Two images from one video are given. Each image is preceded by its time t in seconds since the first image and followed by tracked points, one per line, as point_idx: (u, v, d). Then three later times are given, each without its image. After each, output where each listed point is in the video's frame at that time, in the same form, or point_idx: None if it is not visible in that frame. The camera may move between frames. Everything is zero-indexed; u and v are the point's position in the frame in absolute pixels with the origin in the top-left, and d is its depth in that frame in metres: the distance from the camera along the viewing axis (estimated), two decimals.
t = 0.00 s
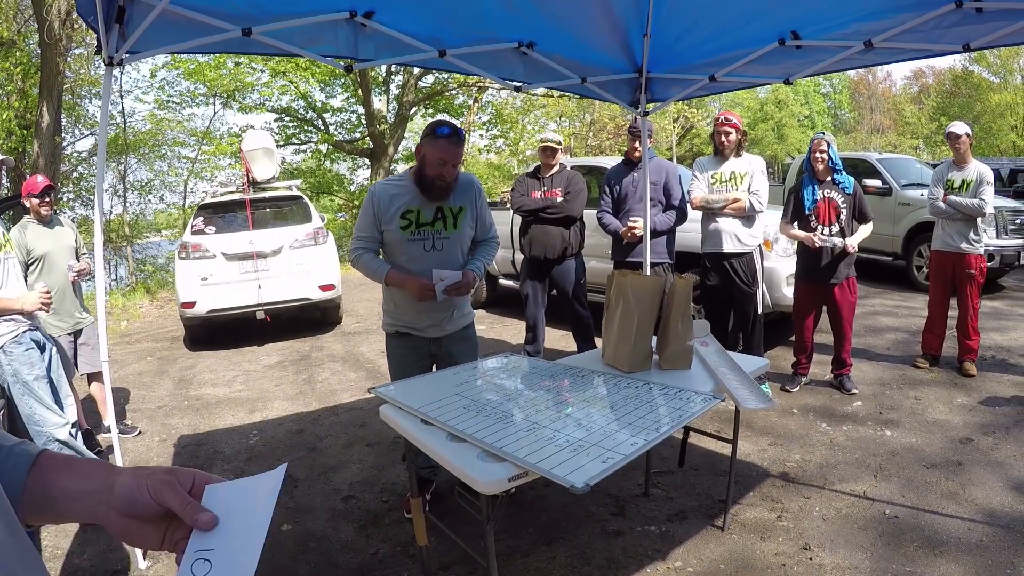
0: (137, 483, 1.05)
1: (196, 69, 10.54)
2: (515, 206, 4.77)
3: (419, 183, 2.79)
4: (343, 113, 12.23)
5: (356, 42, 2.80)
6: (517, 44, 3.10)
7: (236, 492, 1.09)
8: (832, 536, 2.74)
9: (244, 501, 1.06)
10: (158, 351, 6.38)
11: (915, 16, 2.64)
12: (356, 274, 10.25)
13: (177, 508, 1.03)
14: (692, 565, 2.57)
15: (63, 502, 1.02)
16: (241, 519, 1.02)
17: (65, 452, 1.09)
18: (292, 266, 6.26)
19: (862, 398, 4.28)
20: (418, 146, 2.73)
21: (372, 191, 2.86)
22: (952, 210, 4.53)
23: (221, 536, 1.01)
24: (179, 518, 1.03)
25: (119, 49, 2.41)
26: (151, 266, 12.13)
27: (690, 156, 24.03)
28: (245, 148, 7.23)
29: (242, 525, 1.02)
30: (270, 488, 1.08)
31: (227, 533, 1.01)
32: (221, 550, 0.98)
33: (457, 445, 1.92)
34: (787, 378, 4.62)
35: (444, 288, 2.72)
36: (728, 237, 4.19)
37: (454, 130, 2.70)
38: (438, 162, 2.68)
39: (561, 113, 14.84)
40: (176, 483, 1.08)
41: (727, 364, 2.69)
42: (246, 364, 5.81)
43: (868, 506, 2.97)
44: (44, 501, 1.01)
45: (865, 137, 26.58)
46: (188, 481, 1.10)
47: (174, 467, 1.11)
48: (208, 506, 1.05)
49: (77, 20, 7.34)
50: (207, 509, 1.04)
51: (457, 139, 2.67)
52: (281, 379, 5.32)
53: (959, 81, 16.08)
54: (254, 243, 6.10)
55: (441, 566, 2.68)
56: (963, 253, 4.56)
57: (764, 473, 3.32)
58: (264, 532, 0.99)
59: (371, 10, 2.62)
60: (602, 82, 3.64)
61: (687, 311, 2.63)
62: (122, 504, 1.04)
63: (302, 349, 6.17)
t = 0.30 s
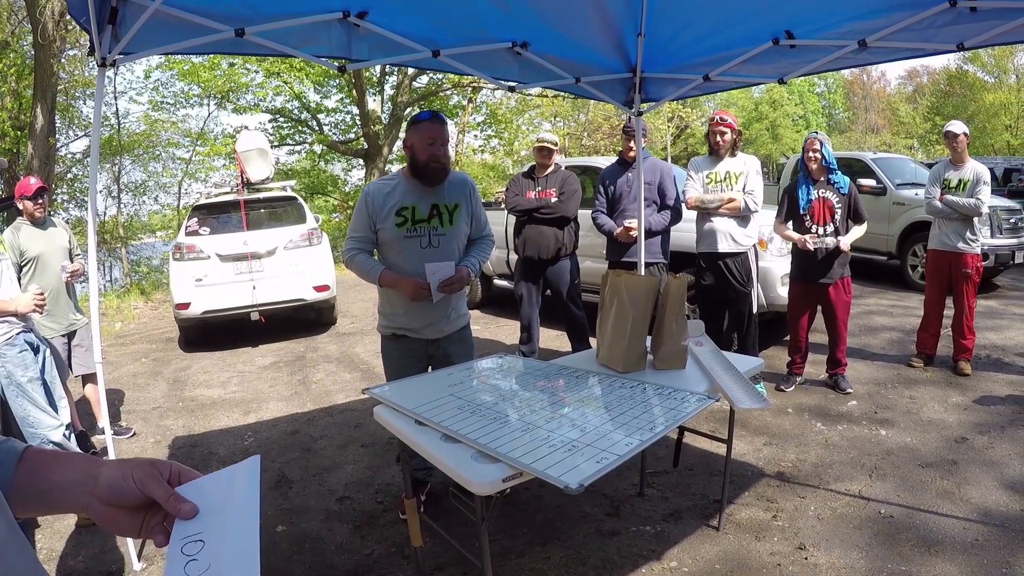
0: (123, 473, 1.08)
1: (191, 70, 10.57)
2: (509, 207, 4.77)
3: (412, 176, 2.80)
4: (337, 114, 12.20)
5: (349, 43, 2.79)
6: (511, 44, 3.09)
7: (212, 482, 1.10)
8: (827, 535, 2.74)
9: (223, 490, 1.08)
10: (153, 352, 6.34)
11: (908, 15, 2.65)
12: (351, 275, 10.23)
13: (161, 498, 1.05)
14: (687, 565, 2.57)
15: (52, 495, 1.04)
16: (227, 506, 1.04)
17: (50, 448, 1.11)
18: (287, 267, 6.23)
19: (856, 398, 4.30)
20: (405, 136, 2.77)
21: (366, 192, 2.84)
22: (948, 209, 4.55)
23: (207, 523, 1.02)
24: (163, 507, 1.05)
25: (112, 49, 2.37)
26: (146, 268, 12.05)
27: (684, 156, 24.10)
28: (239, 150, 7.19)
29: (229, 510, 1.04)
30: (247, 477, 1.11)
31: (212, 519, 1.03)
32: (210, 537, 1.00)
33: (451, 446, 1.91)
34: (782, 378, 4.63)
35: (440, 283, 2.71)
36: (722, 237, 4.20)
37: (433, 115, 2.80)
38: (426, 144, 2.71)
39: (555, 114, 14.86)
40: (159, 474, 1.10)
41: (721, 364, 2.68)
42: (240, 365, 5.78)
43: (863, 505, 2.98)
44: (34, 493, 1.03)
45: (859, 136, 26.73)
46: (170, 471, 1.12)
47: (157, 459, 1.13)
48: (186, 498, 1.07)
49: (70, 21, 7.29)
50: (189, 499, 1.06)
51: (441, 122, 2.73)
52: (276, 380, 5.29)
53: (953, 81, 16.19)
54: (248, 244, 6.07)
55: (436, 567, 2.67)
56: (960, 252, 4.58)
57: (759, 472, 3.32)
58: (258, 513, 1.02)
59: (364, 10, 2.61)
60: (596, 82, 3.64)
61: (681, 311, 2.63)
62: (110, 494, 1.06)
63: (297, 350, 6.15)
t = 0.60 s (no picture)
0: (94, 481, 1.07)
1: (185, 71, 10.50)
2: (506, 206, 4.76)
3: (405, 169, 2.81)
4: (332, 114, 12.18)
5: (344, 42, 2.77)
6: (506, 43, 3.08)
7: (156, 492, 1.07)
8: (823, 535, 2.74)
9: (167, 500, 1.06)
10: (149, 352, 6.30)
11: (904, 14, 2.66)
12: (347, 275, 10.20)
13: (123, 509, 1.03)
14: (684, 564, 2.56)
15: (34, 495, 1.07)
16: (176, 522, 1.04)
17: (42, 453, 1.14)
18: (282, 267, 6.21)
19: (853, 397, 4.31)
20: (392, 132, 2.79)
21: (363, 193, 2.83)
22: (949, 209, 4.56)
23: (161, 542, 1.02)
24: (124, 519, 1.03)
25: (106, 50, 2.37)
26: (141, 269, 11.87)
27: (680, 155, 24.13)
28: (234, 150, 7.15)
29: (179, 526, 1.03)
30: (177, 487, 1.08)
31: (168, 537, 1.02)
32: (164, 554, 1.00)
33: (447, 446, 1.90)
34: (779, 378, 4.63)
35: (447, 278, 2.71)
36: (718, 236, 4.19)
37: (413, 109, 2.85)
38: (413, 133, 2.74)
39: (551, 114, 14.87)
40: (129, 486, 1.08)
41: (718, 363, 2.68)
42: (236, 365, 5.76)
43: (859, 505, 2.98)
44: (17, 493, 1.06)
45: (855, 135, 26.81)
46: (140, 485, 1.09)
47: (133, 470, 1.12)
48: (146, 509, 1.06)
49: (64, 21, 7.25)
50: (143, 511, 1.04)
51: (424, 114, 2.77)
52: (272, 381, 5.27)
53: (949, 80, 16.25)
54: (244, 244, 6.05)
55: (432, 567, 2.66)
56: (960, 252, 4.58)
57: (755, 472, 3.32)
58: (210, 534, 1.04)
59: (359, 9, 2.60)
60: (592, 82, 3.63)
61: (678, 310, 2.62)
62: (81, 502, 1.05)
63: (293, 351, 6.12)
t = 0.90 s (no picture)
0: (98, 479, 1.07)
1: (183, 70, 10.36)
2: (504, 206, 4.76)
3: (403, 165, 2.81)
4: (329, 113, 12.17)
5: (342, 40, 2.76)
6: (504, 42, 3.08)
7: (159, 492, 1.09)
8: (821, 535, 2.74)
9: (173, 501, 1.08)
10: (146, 352, 6.28)
11: (903, 13, 2.66)
12: (344, 275, 10.18)
13: (130, 507, 1.04)
14: (682, 564, 2.56)
15: (36, 495, 1.06)
16: (183, 524, 1.05)
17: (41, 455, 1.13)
18: (279, 266, 6.19)
19: (850, 396, 4.31)
20: (386, 130, 2.79)
21: (362, 189, 2.82)
22: (953, 209, 4.57)
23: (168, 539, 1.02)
24: (129, 516, 1.03)
25: (104, 48, 2.36)
26: (139, 268, 11.81)
27: (678, 154, 24.15)
28: (231, 149, 7.16)
29: (183, 527, 1.04)
30: (180, 484, 1.13)
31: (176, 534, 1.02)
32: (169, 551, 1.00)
33: (445, 445, 1.89)
34: (776, 377, 4.64)
35: (454, 272, 2.66)
36: (716, 235, 4.19)
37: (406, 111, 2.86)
38: (408, 130, 2.74)
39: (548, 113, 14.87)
40: (133, 482, 1.09)
41: (717, 362, 2.68)
42: (234, 365, 5.74)
43: (858, 505, 2.98)
44: (18, 494, 1.05)
45: (852, 134, 26.85)
46: (143, 483, 1.10)
47: (136, 469, 1.12)
48: (151, 509, 1.06)
49: (60, 21, 7.22)
50: (154, 512, 1.05)
51: (417, 111, 2.75)
52: (269, 380, 5.25)
53: (947, 79, 16.28)
54: (241, 244, 6.04)
55: (430, 567, 2.65)
56: (961, 251, 4.59)
57: (753, 472, 3.32)
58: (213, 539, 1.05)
59: (357, 7, 2.59)
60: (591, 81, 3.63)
61: (676, 309, 2.62)
62: (86, 500, 1.05)
63: (291, 350, 6.11)
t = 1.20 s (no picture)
0: (94, 469, 1.07)
1: (182, 69, 10.51)
2: (503, 204, 4.75)
3: (404, 162, 2.81)
4: (328, 112, 12.16)
5: (341, 38, 2.76)
6: (503, 41, 3.07)
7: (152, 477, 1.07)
8: (820, 534, 2.75)
9: (168, 494, 1.08)
10: (145, 350, 6.28)
11: (903, 12, 2.65)
12: (343, 274, 10.17)
13: (123, 492, 1.03)
14: (681, 563, 2.56)
15: (37, 492, 1.08)
16: (175, 516, 1.04)
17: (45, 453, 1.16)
18: (278, 265, 6.19)
19: (850, 396, 4.32)
20: (385, 128, 2.78)
21: (363, 188, 2.81)
22: (954, 209, 4.57)
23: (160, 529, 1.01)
24: (123, 501, 1.03)
25: (102, 46, 2.35)
26: (138, 267, 11.80)
27: (677, 153, 24.15)
28: (230, 147, 7.17)
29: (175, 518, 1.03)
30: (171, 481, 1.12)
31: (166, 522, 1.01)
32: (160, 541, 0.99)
33: (445, 444, 1.89)
34: (775, 376, 4.64)
35: (454, 260, 2.62)
36: (715, 234, 4.19)
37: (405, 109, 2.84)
38: (407, 128, 2.73)
39: (547, 112, 14.86)
40: (131, 471, 1.08)
41: (717, 361, 2.68)
42: (232, 364, 5.74)
43: (857, 505, 2.98)
44: (20, 492, 1.07)
45: (851, 133, 26.84)
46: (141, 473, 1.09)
47: (135, 459, 1.12)
48: (147, 496, 1.06)
49: (60, 19, 7.20)
50: (144, 496, 1.03)
51: (416, 110, 2.74)
52: (268, 379, 5.25)
53: (946, 79, 16.29)
54: (241, 242, 6.03)
55: (429, 565, 2.65)
56: (961, 251, 4.60)
57: (752, 471, 3.33)
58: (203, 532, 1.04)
59: (356, 6, 2.58)
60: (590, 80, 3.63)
61: (676, 308, 2.61)
62: (81, 490, 1.05)
63: (290, 349, 6.11)
